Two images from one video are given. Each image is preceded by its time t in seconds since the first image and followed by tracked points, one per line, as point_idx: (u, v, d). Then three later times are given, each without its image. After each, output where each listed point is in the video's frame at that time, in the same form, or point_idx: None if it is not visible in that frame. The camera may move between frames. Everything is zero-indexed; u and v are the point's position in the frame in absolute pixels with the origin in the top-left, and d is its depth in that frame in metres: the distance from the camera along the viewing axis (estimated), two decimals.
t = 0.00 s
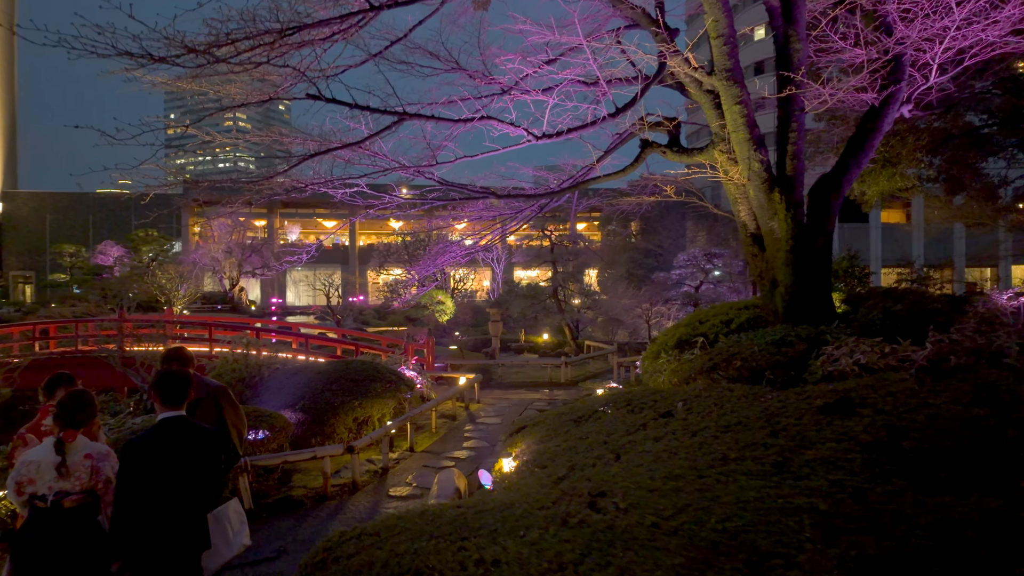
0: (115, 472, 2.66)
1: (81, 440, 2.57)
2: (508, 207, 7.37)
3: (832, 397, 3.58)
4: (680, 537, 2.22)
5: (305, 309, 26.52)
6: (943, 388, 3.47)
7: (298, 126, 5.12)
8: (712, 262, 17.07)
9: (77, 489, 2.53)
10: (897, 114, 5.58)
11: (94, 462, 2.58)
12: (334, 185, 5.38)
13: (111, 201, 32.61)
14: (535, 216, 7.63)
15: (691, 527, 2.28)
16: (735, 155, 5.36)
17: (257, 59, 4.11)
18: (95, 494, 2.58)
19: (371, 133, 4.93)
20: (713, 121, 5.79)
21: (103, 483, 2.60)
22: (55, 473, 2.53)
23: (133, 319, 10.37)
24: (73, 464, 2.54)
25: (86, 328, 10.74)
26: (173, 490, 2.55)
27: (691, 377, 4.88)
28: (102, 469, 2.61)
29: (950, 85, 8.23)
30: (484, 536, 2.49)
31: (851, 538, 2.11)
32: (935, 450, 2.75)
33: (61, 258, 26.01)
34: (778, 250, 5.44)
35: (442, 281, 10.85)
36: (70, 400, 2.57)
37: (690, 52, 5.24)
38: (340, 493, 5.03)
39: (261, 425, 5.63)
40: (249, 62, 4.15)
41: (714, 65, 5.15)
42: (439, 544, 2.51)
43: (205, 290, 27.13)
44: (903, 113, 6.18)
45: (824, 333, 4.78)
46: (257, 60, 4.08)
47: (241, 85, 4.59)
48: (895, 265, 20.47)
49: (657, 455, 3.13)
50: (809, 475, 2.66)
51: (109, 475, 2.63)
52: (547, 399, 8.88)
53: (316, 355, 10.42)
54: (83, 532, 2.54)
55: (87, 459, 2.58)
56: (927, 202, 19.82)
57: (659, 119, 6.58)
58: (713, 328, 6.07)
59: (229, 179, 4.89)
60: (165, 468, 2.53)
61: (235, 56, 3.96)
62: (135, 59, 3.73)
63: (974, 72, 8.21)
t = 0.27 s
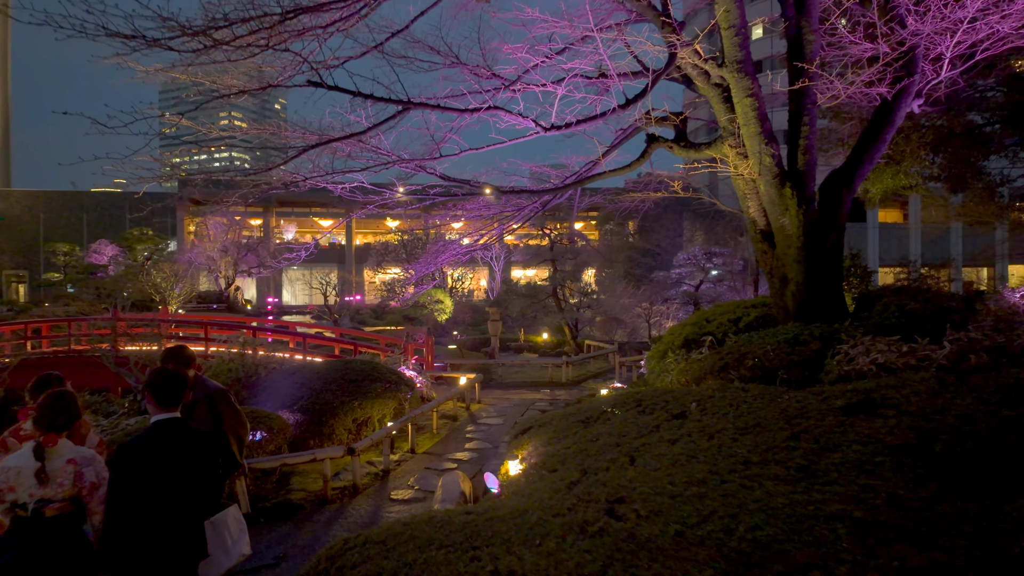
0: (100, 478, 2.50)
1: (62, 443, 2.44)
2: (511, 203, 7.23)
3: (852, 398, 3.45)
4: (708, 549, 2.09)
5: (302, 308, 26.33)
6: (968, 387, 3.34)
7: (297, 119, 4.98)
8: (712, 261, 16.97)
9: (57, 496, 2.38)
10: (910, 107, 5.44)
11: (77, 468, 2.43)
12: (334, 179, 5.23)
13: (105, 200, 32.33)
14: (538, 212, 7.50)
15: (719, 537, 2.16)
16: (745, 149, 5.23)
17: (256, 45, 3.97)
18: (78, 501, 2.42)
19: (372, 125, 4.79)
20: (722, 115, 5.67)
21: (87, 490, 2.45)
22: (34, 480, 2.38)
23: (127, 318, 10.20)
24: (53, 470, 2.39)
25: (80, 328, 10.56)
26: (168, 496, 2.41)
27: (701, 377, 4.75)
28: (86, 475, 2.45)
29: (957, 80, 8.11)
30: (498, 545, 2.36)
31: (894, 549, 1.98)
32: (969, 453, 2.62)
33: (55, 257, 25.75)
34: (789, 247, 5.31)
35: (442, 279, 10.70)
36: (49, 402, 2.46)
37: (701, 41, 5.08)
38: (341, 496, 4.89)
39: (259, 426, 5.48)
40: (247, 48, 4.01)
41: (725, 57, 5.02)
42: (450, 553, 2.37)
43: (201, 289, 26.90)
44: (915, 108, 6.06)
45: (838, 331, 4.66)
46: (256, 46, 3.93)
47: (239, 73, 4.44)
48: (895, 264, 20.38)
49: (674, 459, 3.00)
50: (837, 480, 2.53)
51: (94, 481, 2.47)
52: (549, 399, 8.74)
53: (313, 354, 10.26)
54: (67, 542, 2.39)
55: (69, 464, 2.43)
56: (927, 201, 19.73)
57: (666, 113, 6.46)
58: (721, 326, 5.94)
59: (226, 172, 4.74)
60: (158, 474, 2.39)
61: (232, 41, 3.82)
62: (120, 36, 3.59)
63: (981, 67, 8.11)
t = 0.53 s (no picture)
0: (73, 487, 2.34)
1: (33, 452, 2.28)
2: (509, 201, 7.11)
3: (865, 400, 3.34)
4: (729, 561, 1.98)
5: (295, 309, 26.14)
6: (985, 388, 3.24)
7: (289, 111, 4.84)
8: (707, 260, 16.93)
9: (28, 506, 2.23)
10: (915, 103, 5.34)
11: (49, 477, 2.27)
12: (328, 175, 5.09)
13: (95, 199, 31.99)
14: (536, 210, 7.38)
15: (741, 551, 2.04)
16: (749, 145, 5.12)
17: (248, 31, 3.82)
18: (51, 512, 2.26)
19: (366, 118, 4.65)
20: (724, 111, 5.56)
21: (60, 500, 2.29)
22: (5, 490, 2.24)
23: (115, 318, 10.01)
24: (24, 479, 2.24)
25: (67, 328, 10.35)
26: (150, 509, 2.25)
27: (706, 377, 4.65)
28: (59, 484, 2.29)
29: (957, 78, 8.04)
30: (505, 558, 2.23)
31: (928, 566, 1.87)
32: (994, 456, 2.52)
33: (44, 257, 25.42)
34: (793, 245, 5.22)
35: (436, 279, 10.55)
36: (19, 406, 2.31)
37: (704, 34, 4.94)
38: (336, 501, 4.76)
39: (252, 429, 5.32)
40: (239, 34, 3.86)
41: (729, 51, 4.91)
42: (455, 565, 2.25)
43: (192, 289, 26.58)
44: (919, 104, 5.98)
45: (844, 331, 4.57)
46: (248, 31, 3.79)
47: (230, 62, 4.30)
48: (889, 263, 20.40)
49: (685, 465, 2.87)
50: (859, 487, 2.42)
51: (67, 491, 2.31)
52: (547, 400, 8.62)
53: (306, 355, 10.12)
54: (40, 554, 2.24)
55: (40, 472, 2.26)
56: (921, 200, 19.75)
57: (666, 109, 6.35)
58: (723, 326, 5.85)
59: (217, 166, 4.60)
60: (143, 482, 2.25)
61: (223, 26, 3.67)
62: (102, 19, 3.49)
63: (982, 65, 8.05)
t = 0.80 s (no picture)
0: (33, 501, 2.20)
1: None
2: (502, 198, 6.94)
3: (876, 402, 3.21)
4: None
5: (283, 309, 25.78)
6: (1001, 389, 3.12)
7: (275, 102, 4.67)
8: (699, 260, 16.84)
9: None
10: (918, 98, 5.23)
11: (7, 488, 2.14)
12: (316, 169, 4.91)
13: (78, 197, 31.41)
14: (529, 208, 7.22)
15: (759, 568, 1.90)
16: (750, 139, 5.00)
17: (231, 12, 3.65)
18: (10, 525, 2.10)
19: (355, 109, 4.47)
20: (723, 105, 5.44)
21: (20, 513, 2.13)
22: None
23: (96, 318, 9.72)
24: None
25: (45, 329, 10.04)
26: (128, 525, 2.09)
27: (707, 378, 4.51)
28: (18, 497, 2.15)
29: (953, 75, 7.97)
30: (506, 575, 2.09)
31: None
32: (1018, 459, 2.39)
33: (25, 256, 24.88)
34: (794, 243, 5.10)
35: (427, 277, 10.35)
36: None
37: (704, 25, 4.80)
38: (324, 508, 4.57)
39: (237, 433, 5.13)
40: (222, 15, 3.68)
41: (729, 42, 4.78)
42: None
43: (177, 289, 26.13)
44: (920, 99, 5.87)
45: (848, 331, 4.45)
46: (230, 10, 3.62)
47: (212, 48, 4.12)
48: (880, 262, 20.45)
49: (693, 471, 2.73)
50: (879, 495, 2.28)
51: (27, 504, 2.16)
52: (540, 401, 8.46)
53: (294, 356, 9.88)
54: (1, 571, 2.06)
55: None
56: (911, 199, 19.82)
57: (662, 104, 6.23)
58: (722, 325, 5.72)
59: (199, 157, 4.41)
60: (112, 492, 2.08)
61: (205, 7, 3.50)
62: None
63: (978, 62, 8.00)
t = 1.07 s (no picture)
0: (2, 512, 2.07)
1: None
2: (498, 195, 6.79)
3: (892, 405, 3.08)
4: None
5: (273, 309, 25.49)
6: (1023, 391, 3.00)
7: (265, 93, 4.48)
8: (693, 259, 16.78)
9: None
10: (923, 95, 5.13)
11: None
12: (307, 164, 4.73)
13: (64, 196, 30.94)
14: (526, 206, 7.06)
15: None
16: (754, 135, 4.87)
17: None
18: None
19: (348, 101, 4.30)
20: (725, 101, 5.32)
21: None
22: None
23: (80, 319, 9.47)
24: None
25: (27, 329, 9.78)
26: (101, 541, 1.92)
27: (712, 380, 4.38)
28: None
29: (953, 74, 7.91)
30: None
31: None
32: None
33: (9, 256, 24.45)
34: (798, 241, 4.98)
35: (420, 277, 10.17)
36: None
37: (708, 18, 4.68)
38: (316, 515, 4.40)
39: (225, 437, 4.94)
40: None
41: (734, 35, 4.66)
42: None
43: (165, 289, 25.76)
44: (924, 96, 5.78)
45: (856, 331, 4.34)
46: None
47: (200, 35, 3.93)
48: (872, 262, 20.48)
49: (707, 479, 2.59)
50: (907, 504, 2.16)
51: None
52: (536, 403, 8.32)
53: (284, 357, 9.67)
54: None
55: None
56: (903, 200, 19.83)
57: (662, 100, 6.11)
58: (724, 325, 5.60)
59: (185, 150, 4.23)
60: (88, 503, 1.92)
61: None
62: None
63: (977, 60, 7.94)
